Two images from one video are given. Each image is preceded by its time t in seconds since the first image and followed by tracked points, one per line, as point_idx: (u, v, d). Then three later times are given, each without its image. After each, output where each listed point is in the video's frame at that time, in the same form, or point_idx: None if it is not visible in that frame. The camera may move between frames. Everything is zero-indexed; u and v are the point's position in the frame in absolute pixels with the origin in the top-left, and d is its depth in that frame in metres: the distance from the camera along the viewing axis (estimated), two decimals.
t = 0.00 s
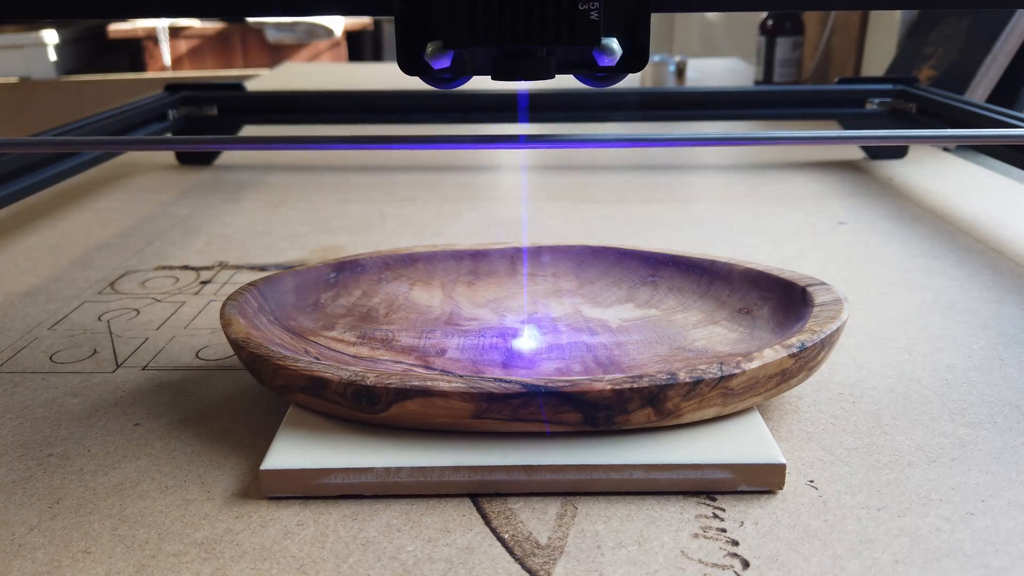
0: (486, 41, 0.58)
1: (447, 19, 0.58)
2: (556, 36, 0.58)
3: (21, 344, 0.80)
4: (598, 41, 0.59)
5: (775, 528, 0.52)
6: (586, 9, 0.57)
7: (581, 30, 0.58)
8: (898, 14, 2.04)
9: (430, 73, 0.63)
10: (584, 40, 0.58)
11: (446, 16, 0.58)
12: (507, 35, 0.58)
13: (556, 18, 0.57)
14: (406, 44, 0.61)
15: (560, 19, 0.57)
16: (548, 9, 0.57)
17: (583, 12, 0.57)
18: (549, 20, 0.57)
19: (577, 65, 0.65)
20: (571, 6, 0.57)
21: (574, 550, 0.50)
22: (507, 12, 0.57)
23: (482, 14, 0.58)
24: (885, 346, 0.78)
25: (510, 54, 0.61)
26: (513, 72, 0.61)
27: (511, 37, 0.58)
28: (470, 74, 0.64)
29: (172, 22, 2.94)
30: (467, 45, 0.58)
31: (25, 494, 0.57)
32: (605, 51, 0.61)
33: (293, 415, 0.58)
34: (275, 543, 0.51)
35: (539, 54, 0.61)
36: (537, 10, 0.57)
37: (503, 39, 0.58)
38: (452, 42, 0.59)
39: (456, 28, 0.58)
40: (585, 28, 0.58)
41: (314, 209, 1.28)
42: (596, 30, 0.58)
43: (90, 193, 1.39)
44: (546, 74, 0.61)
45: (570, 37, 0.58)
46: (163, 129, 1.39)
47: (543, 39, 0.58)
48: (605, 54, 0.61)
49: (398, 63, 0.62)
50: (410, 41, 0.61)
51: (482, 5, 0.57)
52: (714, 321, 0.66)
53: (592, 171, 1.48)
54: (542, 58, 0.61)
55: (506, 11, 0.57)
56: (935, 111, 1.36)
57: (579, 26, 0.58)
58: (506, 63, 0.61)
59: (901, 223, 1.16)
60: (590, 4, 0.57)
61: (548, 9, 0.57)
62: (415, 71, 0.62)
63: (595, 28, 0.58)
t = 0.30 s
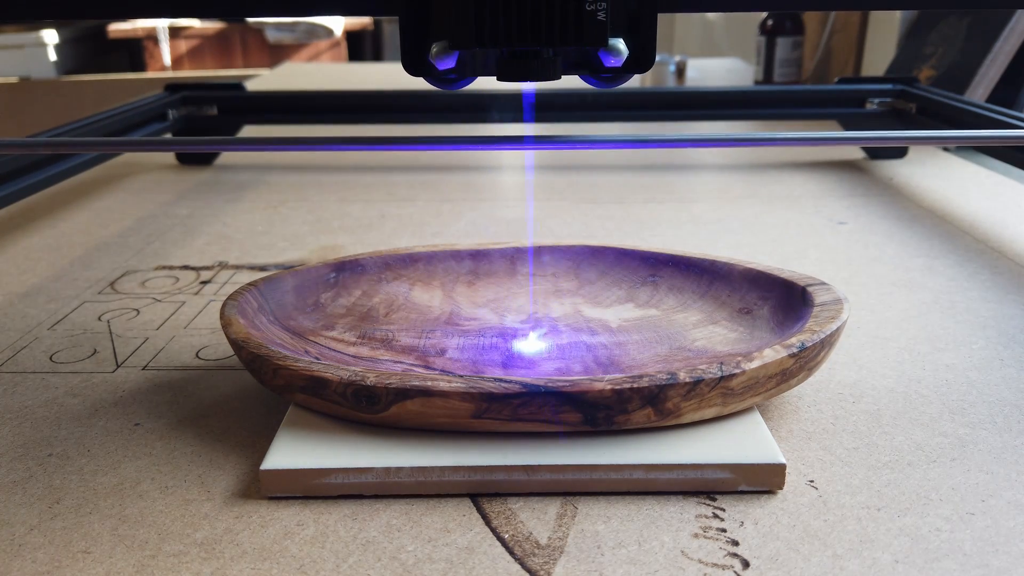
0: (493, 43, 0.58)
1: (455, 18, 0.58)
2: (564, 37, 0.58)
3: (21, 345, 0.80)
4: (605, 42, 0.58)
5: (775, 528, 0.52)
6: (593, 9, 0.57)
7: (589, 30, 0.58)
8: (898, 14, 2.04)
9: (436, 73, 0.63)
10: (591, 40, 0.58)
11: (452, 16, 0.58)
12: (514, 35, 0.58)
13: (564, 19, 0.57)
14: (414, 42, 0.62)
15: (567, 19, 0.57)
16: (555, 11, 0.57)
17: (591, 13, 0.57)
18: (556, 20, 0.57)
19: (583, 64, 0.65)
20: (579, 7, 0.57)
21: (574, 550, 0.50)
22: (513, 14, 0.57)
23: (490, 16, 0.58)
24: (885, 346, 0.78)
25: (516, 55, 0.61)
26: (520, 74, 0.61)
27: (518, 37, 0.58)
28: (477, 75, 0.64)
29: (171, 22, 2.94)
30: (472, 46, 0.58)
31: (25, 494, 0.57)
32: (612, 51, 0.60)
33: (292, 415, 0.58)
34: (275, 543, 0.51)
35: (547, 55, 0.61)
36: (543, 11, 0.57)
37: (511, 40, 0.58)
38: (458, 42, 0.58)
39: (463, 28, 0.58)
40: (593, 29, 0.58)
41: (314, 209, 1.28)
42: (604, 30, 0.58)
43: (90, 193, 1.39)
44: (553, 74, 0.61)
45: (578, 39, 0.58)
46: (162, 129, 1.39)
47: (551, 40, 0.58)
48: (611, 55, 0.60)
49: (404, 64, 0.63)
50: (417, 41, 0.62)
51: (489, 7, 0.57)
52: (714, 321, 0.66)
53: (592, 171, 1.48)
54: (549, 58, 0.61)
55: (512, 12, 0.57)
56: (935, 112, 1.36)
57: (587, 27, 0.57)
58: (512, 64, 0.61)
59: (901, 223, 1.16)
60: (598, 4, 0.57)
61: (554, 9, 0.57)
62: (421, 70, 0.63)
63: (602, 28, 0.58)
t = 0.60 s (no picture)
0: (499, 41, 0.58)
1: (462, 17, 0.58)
2: (570, 36, 0.58)
3: (21, 344, 0.80)
4: (609, 41, 0.59)
5: (775, 528, 0.52)
6: (597, 7, 0.58)
7: (593, 28, 0.58)
8: (898, 14, 2.04)
9: (443, 70, 0.63)
10: (595, 39, 0.58)
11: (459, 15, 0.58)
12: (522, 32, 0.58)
13: (570, 17, 0.57)
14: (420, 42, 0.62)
15: (572, 17, 0.57)
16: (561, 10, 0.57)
17: (595, 11, 0.58)
18: (562, 18, 0.57)
19: (585, 63, 0.65)
20: (583, 6, 0.57)
21: (574, 550, 0.50)
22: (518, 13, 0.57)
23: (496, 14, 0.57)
24: (884, 346, 0.78)
25: (521, 53, 0.60)
26: (525, 71, 0.61)
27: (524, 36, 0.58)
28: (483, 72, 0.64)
29: (171, 21, 2.94)
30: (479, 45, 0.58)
31: (25, 494, 0.57)
32: (615, 50, 0.60)
33: (292, 416, 0.58)
34: (275, 543, 0.51)
35: (553, 51, 0.60)
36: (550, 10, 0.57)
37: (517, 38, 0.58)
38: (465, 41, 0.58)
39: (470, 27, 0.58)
40: (597, 27, 0.58)
41: (314, 209, 1.28)
42: (607, 28, 0.58)
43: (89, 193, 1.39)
44: (558, 71, 0.61)
45: (583, 37, 0.58)
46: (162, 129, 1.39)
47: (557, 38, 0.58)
48: (614, 53, 0.61)
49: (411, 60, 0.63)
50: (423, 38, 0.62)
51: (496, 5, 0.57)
52: (714, 321, 0.66)
53: (592, 171, 1.48)
54: (554, 55, 0.61)
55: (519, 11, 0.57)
56: (935, 111, 1.36)
57: (592, 26, 0.58)
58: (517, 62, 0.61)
59: (901, 223, 1.16)
60: (601, 3, 0.58)
61: (560, 8, 0.57)
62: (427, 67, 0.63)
63: (606, 26, 0.58)
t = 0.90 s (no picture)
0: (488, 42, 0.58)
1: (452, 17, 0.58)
2: (556, 36, 0.58)
3: (21, 344, 0.80)
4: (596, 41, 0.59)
5: (775, 528, 0.52)
6: (584, 7, 0.57)
7: (579, 28, 0.58)
8: (899, 14, 2.04)
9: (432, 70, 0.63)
10: (581, 39, 0.58)
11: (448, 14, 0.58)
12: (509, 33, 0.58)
13: (556, 17, 0.58)
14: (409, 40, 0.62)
15: (559, 17, 0.58)
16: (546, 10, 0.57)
17: (582, 11, 0.58)
18: (548, 18, 0.58)
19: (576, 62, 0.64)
20: (569, 6, 0.57)
21: (574, 550, 0.50)
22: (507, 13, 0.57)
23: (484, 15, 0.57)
24: (885, 346, 0.78)
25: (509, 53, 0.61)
26: (515, 70, 0.60)
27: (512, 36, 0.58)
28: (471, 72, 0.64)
29: (171, 21, 2.94)
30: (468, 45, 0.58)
31: (25, 495, 0.57)
32: (603, 50, 0.60)
33: (292, 416, 0.57)
34: (275, 543, 0.51)
35: (539, 51, 0.60)
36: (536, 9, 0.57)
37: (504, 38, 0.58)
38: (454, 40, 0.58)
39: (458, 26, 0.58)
40: (584, 27, 0.58)
41: (314, 209, 1.28)
42: (594, 28, 0.58)
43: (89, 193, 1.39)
44: (546, 71, 0.61)
45: (570, 37, 0.58)
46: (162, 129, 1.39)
47: (543, 38, 0.58)
48: (602, 53, 0.60)
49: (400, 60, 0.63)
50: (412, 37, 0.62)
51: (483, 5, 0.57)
52: (714, 321, 0.66)
53: (592, 171, 1.48)
54: (541, 55, 0.61)
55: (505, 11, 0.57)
56: (935, 111, 1.36)
57: (577, 26, 0.58)
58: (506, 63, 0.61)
59: (901, 223, 1.16)
60: (588, 3, 0.57)
61: (546, 8, 0.57)
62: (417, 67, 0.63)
63: (592, 26, 0.58)
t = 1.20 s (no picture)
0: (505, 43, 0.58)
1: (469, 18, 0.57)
2: (577, 36, 0.58)
3: (21, 344, 0.80)
4: (614, 41, 0.59)
5: (775, 528, 0.52)
6: (603, 8, 0.58)
7: (599, 28, 0.58)
8: (898, 14, 2.04)
9: (447, 71, 0.63)
10: (602, 38, 0.58)
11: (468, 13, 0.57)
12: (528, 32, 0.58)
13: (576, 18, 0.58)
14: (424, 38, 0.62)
15: (579, 17, 0.58)
16: (567, 10, 0.57)
17: (602, 11, 0.58)
18: (568, 19, 0.57)
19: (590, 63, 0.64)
20: (590, 6, 0.57)
21: (574, 550, 0.50)
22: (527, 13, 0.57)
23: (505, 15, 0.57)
24: (885, 346, 0.78)
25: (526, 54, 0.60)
26: (531, 71, 0.60)
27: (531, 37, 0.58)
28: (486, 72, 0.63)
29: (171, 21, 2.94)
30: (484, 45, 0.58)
31: (25, 495, 0.57)
32: (621, 50, 0.60)
33: (292, 416, 0.58)
34: (275, 543, 0.51)
35: (556, 53, 0.60)
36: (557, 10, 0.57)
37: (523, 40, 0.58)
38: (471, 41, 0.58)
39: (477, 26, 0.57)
40: (604, 27, 0.58)
41: (314, 209, 1.28)
42: (614, 28, 0.58)
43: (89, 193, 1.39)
44: (562, 72, 0.61)
45: (590, 38, 0.58)
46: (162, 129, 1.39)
47: (564, 38, 0.58)
48: (620, 53, 0.60)
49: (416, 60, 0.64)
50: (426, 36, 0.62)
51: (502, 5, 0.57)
52: (714, 321, 0.66)
53: (592, 171, 1.48)
54: (558, 56, 0.60)
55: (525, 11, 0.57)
56: (935, 111, 1.36)
57: (598, 26, 0.58)
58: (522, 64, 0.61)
59: (902, 223, 1.16)
60: (608, 3, 0.58)
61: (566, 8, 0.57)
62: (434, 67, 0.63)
63: (613, 26, 0.58)
